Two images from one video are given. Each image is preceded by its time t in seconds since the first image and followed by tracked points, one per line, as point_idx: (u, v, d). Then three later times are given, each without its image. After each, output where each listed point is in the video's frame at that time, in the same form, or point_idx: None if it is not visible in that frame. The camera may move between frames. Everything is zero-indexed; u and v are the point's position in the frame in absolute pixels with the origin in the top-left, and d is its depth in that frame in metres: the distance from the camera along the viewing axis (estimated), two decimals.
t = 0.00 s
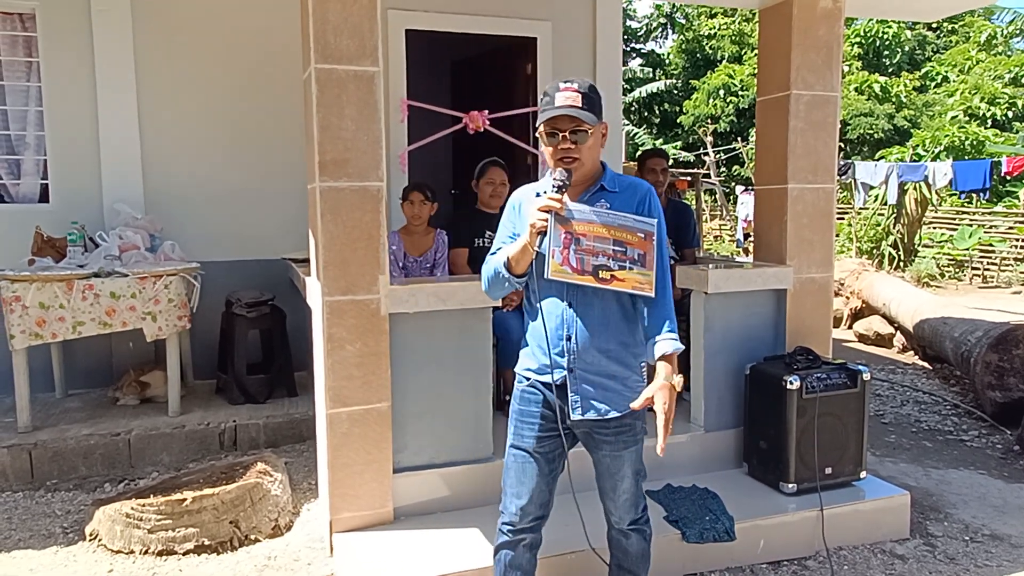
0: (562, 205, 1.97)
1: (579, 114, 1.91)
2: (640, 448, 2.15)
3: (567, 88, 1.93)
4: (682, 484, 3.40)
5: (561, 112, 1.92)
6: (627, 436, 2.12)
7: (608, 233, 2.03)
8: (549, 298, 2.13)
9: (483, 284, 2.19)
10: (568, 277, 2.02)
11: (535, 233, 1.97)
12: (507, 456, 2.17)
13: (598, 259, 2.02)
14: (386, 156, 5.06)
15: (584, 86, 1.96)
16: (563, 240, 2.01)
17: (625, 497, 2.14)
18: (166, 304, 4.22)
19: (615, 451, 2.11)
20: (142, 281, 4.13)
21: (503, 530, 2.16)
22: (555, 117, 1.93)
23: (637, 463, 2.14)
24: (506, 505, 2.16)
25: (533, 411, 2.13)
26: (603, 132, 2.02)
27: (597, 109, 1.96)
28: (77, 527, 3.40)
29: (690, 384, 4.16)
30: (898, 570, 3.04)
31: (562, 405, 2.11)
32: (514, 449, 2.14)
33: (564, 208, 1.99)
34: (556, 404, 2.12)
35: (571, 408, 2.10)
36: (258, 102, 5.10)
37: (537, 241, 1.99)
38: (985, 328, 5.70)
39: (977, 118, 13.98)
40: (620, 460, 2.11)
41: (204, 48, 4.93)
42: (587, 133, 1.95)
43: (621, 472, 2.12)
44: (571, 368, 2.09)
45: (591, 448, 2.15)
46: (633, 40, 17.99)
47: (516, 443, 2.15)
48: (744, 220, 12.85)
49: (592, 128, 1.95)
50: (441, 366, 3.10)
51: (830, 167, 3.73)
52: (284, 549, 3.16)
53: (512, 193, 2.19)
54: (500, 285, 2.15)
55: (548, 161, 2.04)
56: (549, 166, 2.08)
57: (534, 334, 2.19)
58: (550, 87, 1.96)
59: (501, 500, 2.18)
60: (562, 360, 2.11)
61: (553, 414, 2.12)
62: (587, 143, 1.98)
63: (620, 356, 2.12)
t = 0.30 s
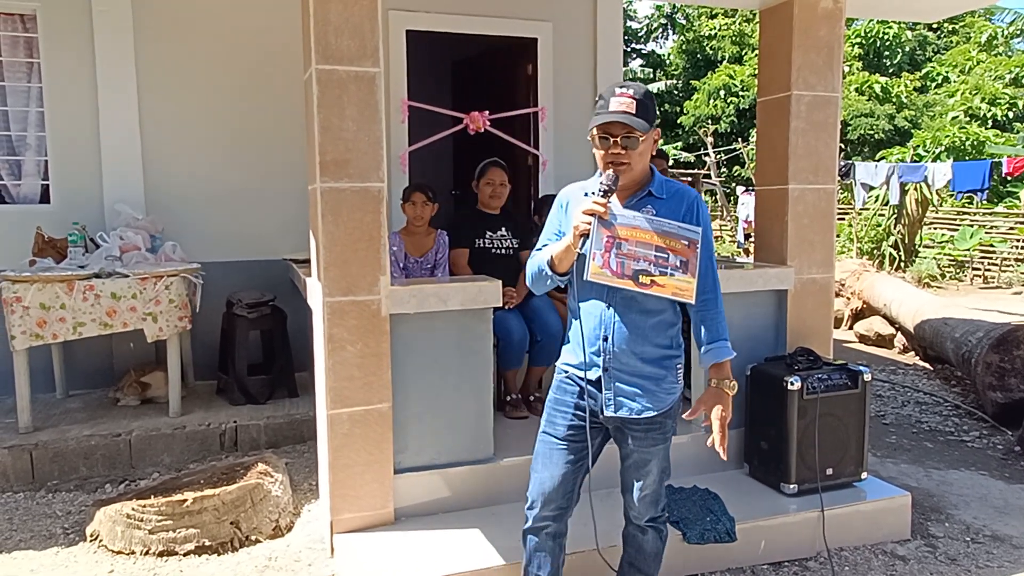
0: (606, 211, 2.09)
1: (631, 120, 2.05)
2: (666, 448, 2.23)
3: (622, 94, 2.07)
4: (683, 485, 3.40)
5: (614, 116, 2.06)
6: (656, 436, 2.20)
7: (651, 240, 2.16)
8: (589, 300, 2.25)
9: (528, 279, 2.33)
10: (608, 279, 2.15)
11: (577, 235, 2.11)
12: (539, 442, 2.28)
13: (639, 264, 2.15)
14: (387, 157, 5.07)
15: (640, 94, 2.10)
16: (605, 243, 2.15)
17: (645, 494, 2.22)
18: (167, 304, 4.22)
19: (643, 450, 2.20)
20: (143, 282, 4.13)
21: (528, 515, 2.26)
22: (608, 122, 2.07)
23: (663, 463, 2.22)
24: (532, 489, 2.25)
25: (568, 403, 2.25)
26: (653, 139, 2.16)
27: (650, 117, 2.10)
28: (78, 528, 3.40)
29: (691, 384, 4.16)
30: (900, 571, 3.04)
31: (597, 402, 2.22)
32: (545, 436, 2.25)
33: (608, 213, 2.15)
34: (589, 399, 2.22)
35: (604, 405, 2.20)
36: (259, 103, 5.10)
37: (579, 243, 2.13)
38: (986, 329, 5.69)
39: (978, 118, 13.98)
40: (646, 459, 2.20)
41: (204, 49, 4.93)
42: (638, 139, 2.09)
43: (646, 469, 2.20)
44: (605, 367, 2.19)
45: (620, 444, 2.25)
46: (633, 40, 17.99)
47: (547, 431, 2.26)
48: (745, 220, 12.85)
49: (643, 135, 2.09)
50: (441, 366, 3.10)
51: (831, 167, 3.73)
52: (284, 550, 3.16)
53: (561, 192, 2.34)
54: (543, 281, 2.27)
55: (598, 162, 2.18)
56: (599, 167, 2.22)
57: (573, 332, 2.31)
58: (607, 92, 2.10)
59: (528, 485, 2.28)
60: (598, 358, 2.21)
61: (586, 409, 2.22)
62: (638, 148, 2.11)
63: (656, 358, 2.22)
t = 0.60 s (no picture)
0: (625, 207, 2.20)
1: (652, 120, 2.10)
2: (674, 447, 2.28)
3: (645, 94, 2.13)
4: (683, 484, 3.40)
5: (635, 116, 2.12)
6: (662, 433, 2.24)
7: (667, 238, 2.22)
8: (604, 295, 2.33)
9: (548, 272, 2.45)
10: (622, 275, 2.22)
11: (597, 230, 2.21)
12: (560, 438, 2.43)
13: (654, 261, 2.21)
14: (387, 157, 5.07)
15: (664, 94, 2.15)
16: (621, 240, 2.23)
17: (649, 494, 2.29)
18: (166, 304, 4.21)
19: (647, 447, 2.26)
20: (142, 281, 4.13)
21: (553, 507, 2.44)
22: (631, 120, 2.13)
23: (669, 461, 2.28)
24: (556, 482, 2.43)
25: (582, 397, 2.36)
26: (676, 139, 2.21)
27: (672, 117, 2.15)
28: (77, 527, 3.39)
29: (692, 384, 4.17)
30: (899, 571, 3.04)
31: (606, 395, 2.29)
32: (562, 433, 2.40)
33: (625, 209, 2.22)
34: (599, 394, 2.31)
35: (611, 399, 2.27)
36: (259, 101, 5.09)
37: (598, 238, 2.24)
38: (987, 329, 5.68)
39: (979, 119, 13.97)
40: (651, 458, 2.26)
41: (204, 47, 4.93)
42: (659, 139, 2.14)
43: (650, 467, 2.27)
44: (613, 361, 2.25)
45: (627, 441, 2.32)
46: (634, 40, 17.97)
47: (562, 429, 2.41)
48: (745, 220, 12.84)
49: (664, 134, 2.14)
50: (441, 366, 3.10)
51: (832, 167, 3.72)
52: (284, 549, 3.15)
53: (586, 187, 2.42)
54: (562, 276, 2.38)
55: (620, 160, 2.24)
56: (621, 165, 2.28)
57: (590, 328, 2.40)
58: (631, 92, 2.16)
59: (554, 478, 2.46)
60: (608, 353, 2.28)
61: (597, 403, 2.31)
62: (658, 147, 2.17)
63: (667, 356, 2.25)
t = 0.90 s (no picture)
0: (628, 201, 2.32)
1: (653, 121, 2.15)
2: (672, 441, 2.28)
3: (650, 95, 2.18)
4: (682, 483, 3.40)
5: (639, 115, 2.18)
6: (657, 424, 2.27)
7: (669, 230, 2.26)
8: (608, 287, 2.40)
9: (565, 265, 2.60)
10: (623, 265, 2.27)
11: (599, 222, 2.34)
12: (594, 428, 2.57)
13: (655, 252, 2.25)
14: (385, 155, 5.07)
15: (671, 95, 2.18)
16: (624, 231, 2.29)
17: (644, 488, 2.30)
18: (164, 303, 4.21)
19: (642, 438, 2.30)
20: (140, 281, 4.12)
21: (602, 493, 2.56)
22: (634, 121, 2.18)
23: (664, 457, 2.29)
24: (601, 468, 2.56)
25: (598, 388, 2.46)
26: (683, 139, 2.23)
27: (677, 118, 2.18)
28: (75, 527, 3.39)
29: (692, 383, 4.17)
30: (898, 568, 3.04)
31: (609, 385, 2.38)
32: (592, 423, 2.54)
33: (630, 202, 2.32)
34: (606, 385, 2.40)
35: (612, 388, 2.36)
36: (257, 100, 5.09)
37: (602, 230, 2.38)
38: (985, 327, 5.68)
39: (977, 117, 13.97)
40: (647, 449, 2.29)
41: (201, 46, 4.92)
42: (663, 139, 2.18)
43: (645, 461, 2.29)
44: (612, 352, 2.34)
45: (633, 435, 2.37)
46: (632, 39, 17.96)
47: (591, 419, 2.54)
48: (744, 219, 12.84)
49: (667, 134, 2.18)
50: (439, 364, 3.09)
51: (830, 165, 3.72)
52: (282, 548, 3.15)
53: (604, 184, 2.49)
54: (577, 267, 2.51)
55: (628, 160, 2.29)
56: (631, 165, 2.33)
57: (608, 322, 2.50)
58: (637, 93, 2.21)
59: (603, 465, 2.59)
60: (609, 344, 2.37)
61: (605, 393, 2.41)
62: (663, 147, 2.21)
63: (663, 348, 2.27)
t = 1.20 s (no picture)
0: (633, 201, 2.39)
1: (655, 127, 2.23)
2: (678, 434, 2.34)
3: (655, 101, 2.26)
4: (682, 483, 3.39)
5: (644, 120, 2.27)
6: (663, 415, 2.35)
7: (671, 228, 2.29)
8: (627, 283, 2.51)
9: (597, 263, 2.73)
10: (625, 261, 2.35)
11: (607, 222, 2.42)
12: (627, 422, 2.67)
13: (656, 249, 2.30)
14: (385, 155, 5.07)
15: (677, 100, 2.24)
16: (628, 229, 2.36)
17: (648, 480, 2.36)
18: (164, 303, 4.21)
19: (650, 429, 2.38)
20: (140, 281, 4.12)
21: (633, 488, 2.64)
22: (639, 127, 2.28)
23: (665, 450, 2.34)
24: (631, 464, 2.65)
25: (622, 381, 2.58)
26: (691, 140, 2.30)
27: (681, 121, 2.24)
28: (75, 528, 3.39)
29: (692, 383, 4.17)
30: (899, 569, 3.03)
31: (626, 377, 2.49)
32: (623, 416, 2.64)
33: (636, 202, 2.38)
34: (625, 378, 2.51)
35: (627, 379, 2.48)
36: (256, 100, 5.08)
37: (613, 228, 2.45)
38: (986, 327, 5.67)
39: (978, 117, 13.95)
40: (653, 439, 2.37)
41: (200, 46, 4.92)
42: (666, 142, 2.27)
43: (650, 453, 2.36)
44: (627, 345, 2.46)
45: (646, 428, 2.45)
46: (632, 39, 17.96)
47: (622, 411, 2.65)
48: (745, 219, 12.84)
49: (670, 138, 2.26)
50: (439, 364, 3.09)
51: (831, 164, 3.71)
52: (282, 548, 3.15)
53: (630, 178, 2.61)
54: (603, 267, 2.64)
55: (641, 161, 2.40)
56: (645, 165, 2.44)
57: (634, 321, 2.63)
58: (646, 98, 2.30)
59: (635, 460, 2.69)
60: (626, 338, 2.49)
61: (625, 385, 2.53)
62: (667, 149, 2.29)
63: (670, 343, 2.35)
